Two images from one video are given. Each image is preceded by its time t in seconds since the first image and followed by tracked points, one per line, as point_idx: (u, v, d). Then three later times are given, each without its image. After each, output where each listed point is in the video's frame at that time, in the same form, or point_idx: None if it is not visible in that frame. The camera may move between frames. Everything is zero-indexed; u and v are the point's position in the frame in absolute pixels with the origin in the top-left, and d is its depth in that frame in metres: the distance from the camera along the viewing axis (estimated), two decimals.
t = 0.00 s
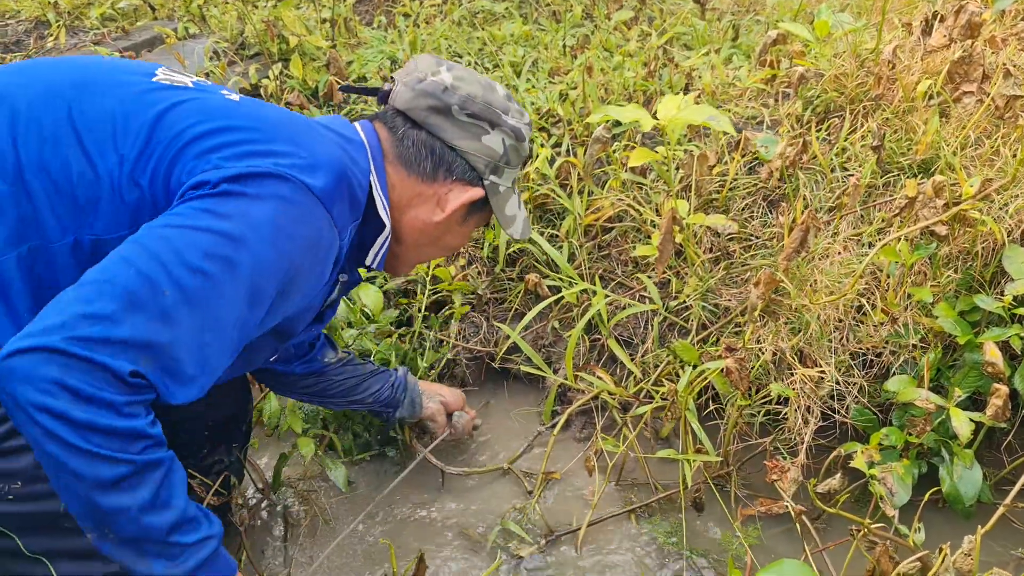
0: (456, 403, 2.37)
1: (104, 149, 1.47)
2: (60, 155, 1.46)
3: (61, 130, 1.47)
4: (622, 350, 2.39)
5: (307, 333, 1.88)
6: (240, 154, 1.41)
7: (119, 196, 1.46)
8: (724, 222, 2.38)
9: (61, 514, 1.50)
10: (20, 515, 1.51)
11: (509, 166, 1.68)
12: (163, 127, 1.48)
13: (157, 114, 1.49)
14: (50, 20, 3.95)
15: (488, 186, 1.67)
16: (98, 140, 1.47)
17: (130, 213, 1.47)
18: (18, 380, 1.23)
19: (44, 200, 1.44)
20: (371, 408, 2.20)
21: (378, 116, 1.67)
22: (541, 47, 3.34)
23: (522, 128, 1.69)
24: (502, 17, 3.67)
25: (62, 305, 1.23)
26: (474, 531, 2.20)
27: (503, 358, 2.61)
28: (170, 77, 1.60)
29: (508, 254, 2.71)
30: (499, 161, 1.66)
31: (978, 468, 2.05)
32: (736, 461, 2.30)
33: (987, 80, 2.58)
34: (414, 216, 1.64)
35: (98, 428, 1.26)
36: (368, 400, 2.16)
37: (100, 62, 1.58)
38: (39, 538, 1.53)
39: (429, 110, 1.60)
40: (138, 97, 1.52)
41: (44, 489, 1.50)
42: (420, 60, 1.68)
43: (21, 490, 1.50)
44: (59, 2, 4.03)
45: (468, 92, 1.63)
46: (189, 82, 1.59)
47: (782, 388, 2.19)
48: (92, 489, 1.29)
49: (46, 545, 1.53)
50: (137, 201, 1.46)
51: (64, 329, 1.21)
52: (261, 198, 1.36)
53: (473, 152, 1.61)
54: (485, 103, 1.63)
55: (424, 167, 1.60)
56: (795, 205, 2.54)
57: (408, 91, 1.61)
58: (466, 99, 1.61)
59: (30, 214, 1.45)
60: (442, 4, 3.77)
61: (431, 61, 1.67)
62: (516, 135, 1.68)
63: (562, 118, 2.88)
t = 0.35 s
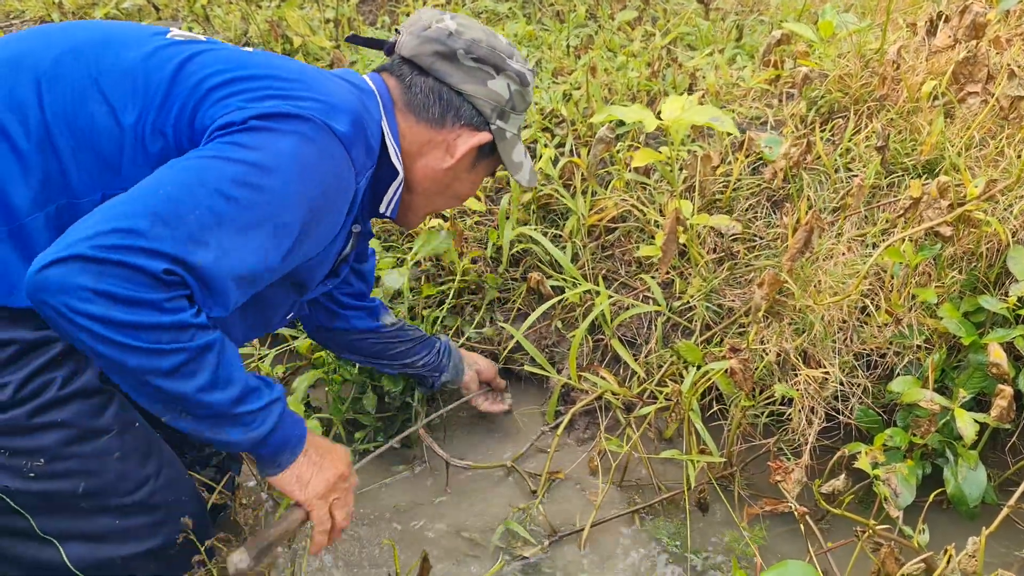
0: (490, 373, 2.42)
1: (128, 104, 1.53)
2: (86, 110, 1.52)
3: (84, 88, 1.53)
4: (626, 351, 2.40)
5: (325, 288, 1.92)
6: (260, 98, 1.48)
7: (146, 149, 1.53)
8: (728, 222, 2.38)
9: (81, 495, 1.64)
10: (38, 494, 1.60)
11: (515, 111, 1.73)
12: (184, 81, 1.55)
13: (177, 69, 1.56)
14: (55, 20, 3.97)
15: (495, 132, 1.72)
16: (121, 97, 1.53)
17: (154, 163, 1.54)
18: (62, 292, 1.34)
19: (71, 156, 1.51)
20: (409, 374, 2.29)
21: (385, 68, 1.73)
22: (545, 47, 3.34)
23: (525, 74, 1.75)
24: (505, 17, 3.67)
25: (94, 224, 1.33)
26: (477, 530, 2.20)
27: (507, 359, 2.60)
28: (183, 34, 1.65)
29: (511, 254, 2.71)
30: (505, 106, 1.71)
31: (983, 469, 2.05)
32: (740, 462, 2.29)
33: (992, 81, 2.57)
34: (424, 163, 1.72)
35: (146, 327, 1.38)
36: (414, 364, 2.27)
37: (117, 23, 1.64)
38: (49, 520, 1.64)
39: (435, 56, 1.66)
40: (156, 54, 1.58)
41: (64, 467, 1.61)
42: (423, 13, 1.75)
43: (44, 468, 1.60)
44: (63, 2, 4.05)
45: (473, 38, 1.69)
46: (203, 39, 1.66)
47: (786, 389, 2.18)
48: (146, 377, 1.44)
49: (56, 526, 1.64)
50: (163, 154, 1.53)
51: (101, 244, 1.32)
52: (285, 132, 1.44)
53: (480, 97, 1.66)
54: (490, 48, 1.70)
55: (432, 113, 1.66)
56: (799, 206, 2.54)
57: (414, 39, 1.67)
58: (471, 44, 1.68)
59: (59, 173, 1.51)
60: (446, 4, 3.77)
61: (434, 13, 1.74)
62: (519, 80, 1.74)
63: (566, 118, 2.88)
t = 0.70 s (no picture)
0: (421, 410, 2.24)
1: (158, 104, 1.58)
2: (117, 109, 1.57)
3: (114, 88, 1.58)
4: (629, 352, 2.40)
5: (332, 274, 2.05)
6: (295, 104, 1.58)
7: (179, 147, 1.58)
8: (731, 225, 2.39)
9: (102, 503, 1.67)
10: (60, 501, 1.64)
11: (515, 97, 1.76)
12: (213, 82, 1.61)
13: (205, 71, 1.62)
14: (60, 24, 4.00)
15: (496, 118, 1.75)
16: (151, 96, 1.58)
17: (187, 158, 1.58)
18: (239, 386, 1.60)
19: (104, 156, 1.55)
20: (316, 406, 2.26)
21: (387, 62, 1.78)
22: (549, 49, 3.34)
23: (521, 59, 1.78)
24: (509, 19, 3.68)
25: (238, 334, 1.55)
26: (480, 532, 2.20)
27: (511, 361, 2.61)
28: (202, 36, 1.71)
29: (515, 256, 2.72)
30: (505, 92, 1.74)
31: (987, 472, 2.05)
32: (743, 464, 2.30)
33: (996, 83, 2.57)
34: (430, 152, 1.74)
35: (304, 381, 1.64)
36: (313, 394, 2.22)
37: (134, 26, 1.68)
38: (70, 527, 1.68)
39: (433, 47, 1.70)
40: (181, 56, 1.63)
41: (85, 474, 1.64)
42: (420, 7, 1.79)
43: (66, 474, 1.63)
44: (68, 5, 4.07)
45: (470, 27, 1.72)
46: (220, 41, 1.72)
47: (788, 390, 2.18)
48: (314, 407, 1.70)
49: (76, 533, 1.68)
50: (196, 154, 1.59)
51: (257, 343, 1.56)
52: (335, 149, 1.55)
53: (479, 83, 1.70)
54: (486, 35, 1.73)
55: (434, 102, 1.70)
56: (802, 209, 2.54)
57: (412, 31, 1.71)
58: (467, 33, 1.71)
59: (92, 172, 1.55)
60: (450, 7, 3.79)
61: (431, 6, 1.78)
62: (517, 66, 1.77)
63: (570, 121, 2.88)
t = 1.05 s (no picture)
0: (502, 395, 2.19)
1: (186, 135, 1.60)
2: (142, 141, 1.58)
3: (142, 120, 1.59)
4: (631, 351, 2.40)
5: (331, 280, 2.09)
6: (316, 130, 1.60)
7: (204, 179, 1.59)
8: (727, 226, 2.39)
9: (138, 513, 1.66)
10: (96, 514, 1.62)
11: (489, 106, 1.78)
12: (239, 113, 1.63)
13: (232, 102, 1.64)
14: (63, 23, 4.01)
15: (471, 126, 1.77)
16: (178, 127, 1.59)
17: (212, 188, 1.59)
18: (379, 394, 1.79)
19: (134, 189, 1.57)
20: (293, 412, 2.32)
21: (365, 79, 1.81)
22: (551, 49, 3.34)
23: (493, 70, 1.80)
24: (512, 19, 3.68)
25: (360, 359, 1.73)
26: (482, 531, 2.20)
27: (512, 361, 2.61)
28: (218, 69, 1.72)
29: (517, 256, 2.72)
30: (478, 102, 1.76)
31: (990, 473, 2.04)
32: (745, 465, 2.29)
33: (999, 83, 2.57)
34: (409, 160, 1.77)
35: (427, 379, 1.80)
36: (286, 402, 2.28)
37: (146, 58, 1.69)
38: (107, 541, 1.66)
39: (408, 61, 1.73)
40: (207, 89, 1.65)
41: (120, 486, 1.64)
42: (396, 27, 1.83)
43: (101, 487, 1.62)
44: (72, 5, 4.09)
45: (442, 41, 1.75)
46: (230, 71, 1.73)
47: (786, 390, 2.19)
48: (445, 396, 1.86)
49: (113, 546, 1.67)
50: (224, 183, 1.59)
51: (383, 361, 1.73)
52: (366, 176, 1.59)
53: (452, 94, 1.72)
54: (457, 48, 1.75)
55: (410, 112, 1.72)
56: (805, 209, 2.54)
57: (387, 48, 1.75)
58: (440, 46, 1.74)
59: (123, 203, 1.57)
60: (453, 7, 3.79)
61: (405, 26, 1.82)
62: (489, 77, 1.78)
63: (572, 121, 2.88)
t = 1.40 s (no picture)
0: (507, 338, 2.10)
1: (200, 105, 1.65)
2: (165, 118, 1.63)
3: (158, 98, 1.64)
4: (637, 352, 2.40)
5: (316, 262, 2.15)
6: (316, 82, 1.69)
7: (225, 144, 1.65)
8: (734, 227, 2.39)
9: (206, 513, 1.69)
10: (167, 517, 1.65)
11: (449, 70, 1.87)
12: (245, 81, 1.70)
13: (235, 73, 1.71)
14: (69, 23, 4.02)
15: (435, 88, 1.85)
16: (191, 99, 1.65)
17: (234, 151, 1.66)
18: (388, 307, 1.59)
19: (166, 164, 1.61)
20: (291, 401, 2.32)
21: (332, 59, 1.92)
22: (556, 50, 3.34)
23: (448, 35, 1.89)
24: (517, 20, 3.68)
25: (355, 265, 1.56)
26: (486, 532, 2.20)
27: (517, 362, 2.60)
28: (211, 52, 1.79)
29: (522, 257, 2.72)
30: (438, 64, 1.85)
31: (997, 475, 2.04)
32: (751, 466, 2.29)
33: (1006, 85, 2.56)
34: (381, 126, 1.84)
35: (431, 280, 1.63)
36: (282, 391, 2.28)
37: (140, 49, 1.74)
38: (174, 546, 1.69)
39: (368, 33, 1.84)
40: (208, 65, 1.71)
41: (189, 487, 1.67)
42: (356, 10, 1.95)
43: (173, 487, 1.65)
44: (77, 5, 4.09)
45: (398, 14, 1.86)
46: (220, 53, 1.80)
47: (794, 391, 2.18)
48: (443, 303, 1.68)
49: (181, 550, 1.69)
50: (242, 144, 1.66)
51: (386, 255, 1.56)
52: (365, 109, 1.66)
53: (412, 57, 1.81)
54: (412, 17, 1.86)
55: (376, 79, 1.81)
56: (811, 210, 2.54)
57: (348, 25, 1.86)
58: (395, 16, 1.84)
59: (157, 180, 1.61)
60: (458, 7, 3.79)
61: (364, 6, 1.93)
62: (445, 41, 1.88)
63: (578, 121, 2.88)
